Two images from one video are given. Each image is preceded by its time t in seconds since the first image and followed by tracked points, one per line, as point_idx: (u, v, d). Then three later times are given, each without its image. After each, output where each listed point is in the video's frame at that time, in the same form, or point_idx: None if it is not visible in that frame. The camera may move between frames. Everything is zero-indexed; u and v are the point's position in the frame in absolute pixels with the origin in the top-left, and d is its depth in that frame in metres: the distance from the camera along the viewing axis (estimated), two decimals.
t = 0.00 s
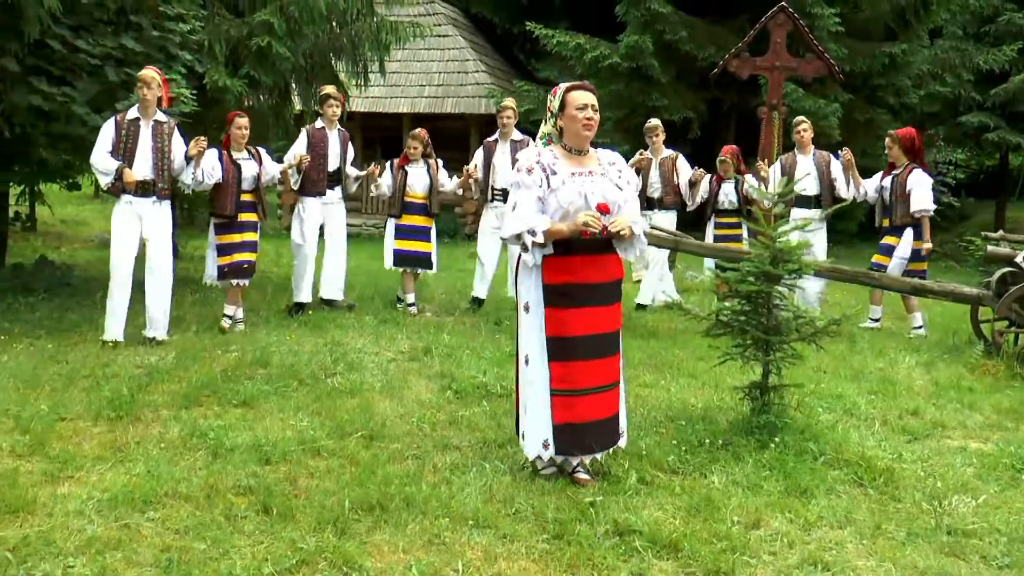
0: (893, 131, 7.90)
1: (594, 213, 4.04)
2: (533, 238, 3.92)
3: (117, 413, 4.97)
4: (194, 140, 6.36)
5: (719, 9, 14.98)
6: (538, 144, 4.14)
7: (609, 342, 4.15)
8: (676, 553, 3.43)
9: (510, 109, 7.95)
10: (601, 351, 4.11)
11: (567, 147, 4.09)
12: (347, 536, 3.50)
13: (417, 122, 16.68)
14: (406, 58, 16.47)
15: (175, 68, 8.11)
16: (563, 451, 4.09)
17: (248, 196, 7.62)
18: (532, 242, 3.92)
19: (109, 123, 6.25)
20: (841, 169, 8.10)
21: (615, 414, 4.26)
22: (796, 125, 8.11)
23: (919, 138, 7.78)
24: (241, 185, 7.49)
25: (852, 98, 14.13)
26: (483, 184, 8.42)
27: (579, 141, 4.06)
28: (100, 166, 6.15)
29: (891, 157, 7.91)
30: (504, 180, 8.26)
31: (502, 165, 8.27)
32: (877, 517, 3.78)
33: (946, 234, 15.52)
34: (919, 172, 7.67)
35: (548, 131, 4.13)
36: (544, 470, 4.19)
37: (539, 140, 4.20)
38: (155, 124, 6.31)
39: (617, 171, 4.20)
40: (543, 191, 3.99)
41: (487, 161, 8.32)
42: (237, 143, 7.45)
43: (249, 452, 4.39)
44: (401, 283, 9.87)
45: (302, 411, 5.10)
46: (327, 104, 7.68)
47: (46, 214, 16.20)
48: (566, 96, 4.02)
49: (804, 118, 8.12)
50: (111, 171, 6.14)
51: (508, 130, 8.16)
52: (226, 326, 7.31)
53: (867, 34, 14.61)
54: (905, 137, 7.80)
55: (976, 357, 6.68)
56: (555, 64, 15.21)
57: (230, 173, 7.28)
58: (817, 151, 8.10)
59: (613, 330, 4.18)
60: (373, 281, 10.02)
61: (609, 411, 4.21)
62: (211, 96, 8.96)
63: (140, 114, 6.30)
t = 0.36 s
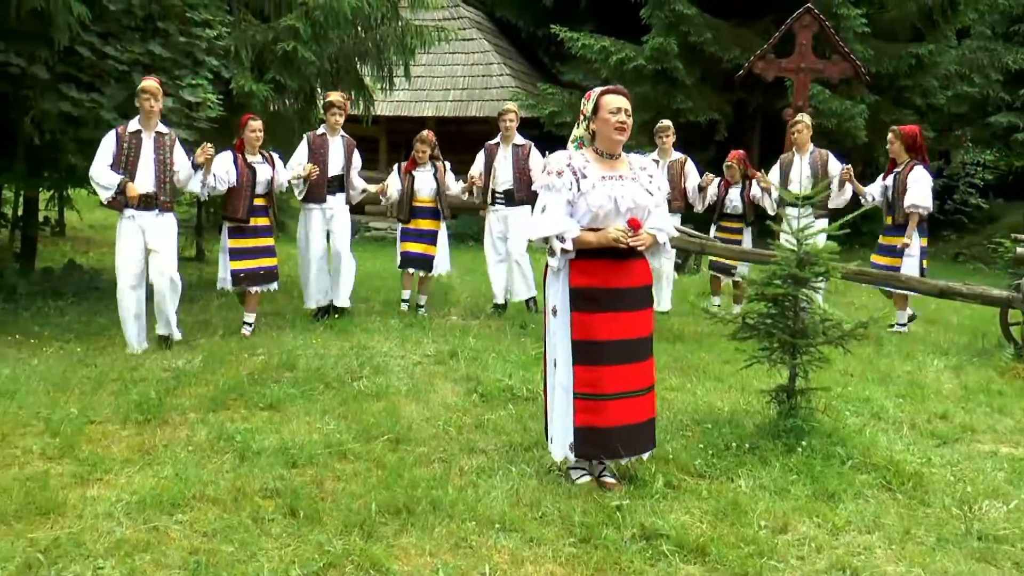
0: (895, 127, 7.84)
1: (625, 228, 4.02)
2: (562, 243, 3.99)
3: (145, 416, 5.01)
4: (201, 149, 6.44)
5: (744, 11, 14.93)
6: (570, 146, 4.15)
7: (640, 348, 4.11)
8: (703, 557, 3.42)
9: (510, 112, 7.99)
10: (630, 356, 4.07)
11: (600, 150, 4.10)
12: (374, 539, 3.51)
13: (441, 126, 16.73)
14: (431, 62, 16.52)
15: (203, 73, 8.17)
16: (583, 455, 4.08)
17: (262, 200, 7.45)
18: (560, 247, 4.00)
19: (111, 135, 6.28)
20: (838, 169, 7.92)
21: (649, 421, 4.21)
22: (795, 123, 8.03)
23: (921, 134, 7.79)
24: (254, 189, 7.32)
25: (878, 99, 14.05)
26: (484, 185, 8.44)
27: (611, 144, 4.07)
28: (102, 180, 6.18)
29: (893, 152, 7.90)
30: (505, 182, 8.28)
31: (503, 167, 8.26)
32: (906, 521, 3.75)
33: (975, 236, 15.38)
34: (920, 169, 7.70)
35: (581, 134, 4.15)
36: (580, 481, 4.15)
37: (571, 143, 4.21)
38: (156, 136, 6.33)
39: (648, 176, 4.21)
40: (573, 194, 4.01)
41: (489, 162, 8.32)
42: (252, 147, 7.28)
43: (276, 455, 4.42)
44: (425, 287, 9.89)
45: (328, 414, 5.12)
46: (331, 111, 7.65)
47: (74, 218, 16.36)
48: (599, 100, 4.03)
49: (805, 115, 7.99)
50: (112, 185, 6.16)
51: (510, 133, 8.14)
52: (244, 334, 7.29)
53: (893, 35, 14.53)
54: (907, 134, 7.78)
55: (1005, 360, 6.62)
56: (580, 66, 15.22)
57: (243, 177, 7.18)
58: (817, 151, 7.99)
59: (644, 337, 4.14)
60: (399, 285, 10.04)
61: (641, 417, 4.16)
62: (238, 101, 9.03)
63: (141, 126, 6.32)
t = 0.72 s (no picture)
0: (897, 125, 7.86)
1: (641, 226, 4.02)
2: (580, 241, 3.99)
3: (172, 419, 5.04)
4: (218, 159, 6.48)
5: (768, 12, 14.87)
6: (584, 145, 4.15)
7: (655, 346, 4.12)
8: (730, 562, 3.41)
9: (526, 113, 7.95)
10: (646, 354, 4.08)
11: (616, 148, 4.11)
12: (401, 542, 3.52)
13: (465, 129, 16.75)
14: (455, 65, 16.56)
15: (228, 78, 8.22)
16: (602, 453, 4.08)
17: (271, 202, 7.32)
18: (578, 245, 3.99)
19: (126, 139, 6.28)
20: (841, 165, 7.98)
21: (662, 419, 4.21)
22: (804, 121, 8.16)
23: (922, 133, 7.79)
24: (264, 191, 7.19)
25: (904, 100, 13.96)
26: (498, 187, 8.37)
27: (628, 143, 4.07)
28: (117, 184, 6.17)
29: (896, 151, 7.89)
30: (519, 184, 8.21)
31: (517, 170, 8.22)
32: (935, 527, 3.72)
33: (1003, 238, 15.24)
34: (921, 167, 7.65)
35: (596, 132, 4.15)
36: (574, 472, 4.26)
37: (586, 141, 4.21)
38: (172, 140, 6.38)
39: (664, 174, 4.21)
40: (591, 192, 4.02)
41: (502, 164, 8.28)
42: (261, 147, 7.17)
43: (303, 458, 4.44)
44: (450, 291, 9.90)
45: (353, 417, 5.14)
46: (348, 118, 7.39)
47: (102, 223, 16.52)
48: (614, 99, 4.03)
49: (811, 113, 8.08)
50: (128, 188, 6.17)
51: (524, 135, 8.11)
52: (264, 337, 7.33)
53: (919, 35, 14.44)
54: (909, 132, 7.79)
55: None
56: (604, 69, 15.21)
57: (254, 179, 7.06)
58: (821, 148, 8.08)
59: (660, 335, 4.15)
60: (423, 289, 10.06)
61: (655, 415, 4.16)
62: (264, 105, 9.08)
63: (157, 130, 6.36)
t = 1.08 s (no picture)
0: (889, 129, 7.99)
1: (645, 232, 4.04)
2: (585, 247, 4.00)
3: (195, 423, 5.07)
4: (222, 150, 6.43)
5: (790, 14, 14.82)
6: (585, 149, 4.16)
7: (659, 348, 4.16)
8: (753, 567, 3.40)
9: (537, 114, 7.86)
10: (650, 357, 4.11)
11: (618, 153, 4.13)
12: (424, 546, 3.53)
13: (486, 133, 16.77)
14: (476, 69, 16.59)
15: (250, 83, 8.27)
16: (609, 456, 4.09)
17: (272, 207, 7.29)
18: (583, 251, 4.00)
19: (133, 139, 6.16)
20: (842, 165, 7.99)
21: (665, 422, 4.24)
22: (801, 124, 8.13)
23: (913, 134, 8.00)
24: (264, 196, 7.17)
25: (927, 102, 13.87)
26: (506, 188, 8.28)
27: (629, 147, 4.09)
28: (129, 186, 6.06)
29: (890, 155, 8.05)
30: (530, 186, 8.16)
31: (527, 171, 8.12)
32: (960, 532, 3.70)
33: None
34: (925, 169, 7.88)
35: (597, 136, 4.16)
36: (597, 479, 4.24)
37: (585, 145, 4.22)
38: (182, 137, 6.29)
39: (665, 178, 4.23)
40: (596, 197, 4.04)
41: (511, 165, 8.14)
42: (265, 150, 7.20)
43: (326, 462, 4.45)
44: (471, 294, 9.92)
45: (376, 421, 5.15)
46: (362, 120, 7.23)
47: (126, 228, 16.65)
48: (618, 103, 4.05)
49: (806, 114, 8.07)
50: (140, 188, 6.07)
51: (534, 136, 8.05)
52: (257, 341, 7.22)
53: (942, 36, 14.36)
54: (902, 135, 7.94)
55: None
56: (624, 72, 15.20)
57: (253, 182, 7.04)
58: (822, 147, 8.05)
59: (663, 338, 4.18)
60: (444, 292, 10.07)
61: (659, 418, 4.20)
62: (285, 110, 9.13)
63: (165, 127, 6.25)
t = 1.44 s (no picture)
0: (879, 132, 8.09)
1: (644, 238, 4.04)
2: (584, 253, 4.01)
3: (201, 430, 5.08)
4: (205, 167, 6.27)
5: (796, 19, 14.82)
6: (585, 155, 4.17)
7: (657, 353, 4.15)
8: (759, 573, 3.39)
9: (520, 122, 7.94)
10: (649, 362, 4.11)
11: (616, 159, 4.14)
12: (430, 553, 3.53)
13: (492, 139, 16.79)
14: (482, 76, 16.62)
15: (257, 90, 8.30)
16: (605, 461, 4.10)
17: (268, 218, 7.09)
18: (582, 257, 4.01)
19: (115, 146, 6.20)
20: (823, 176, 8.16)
21: (667, 426, 4.23)
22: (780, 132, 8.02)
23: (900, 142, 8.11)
24: (258, 207, 6.98)
25: (934, 108, 13.86)
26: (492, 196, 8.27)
27: (628, 153, 4.10)
28: (111, 193, 6.11)
29: (876, 157, 8.13)
30: (515, 194, 8.15)
31: (512, 178, 8.13)
32: (969, 539, 3.68)
33: None
34: (907, 176, 7.98)
35: (596, 142, 4.18)
36: (605, 484, 4.22)
37: (585, 151, 4.23)
38: (164, 144, 6.34)
39: (664, 184, 4.23)
40: (593, 203, 4.04)
41: (496, 173, 8.11)
42: (260, 162, 6.99)
43: (332, 468, 4.45)
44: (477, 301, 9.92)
45: (382, 428, 5.16)
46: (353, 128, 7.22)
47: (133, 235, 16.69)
48: (617, 109, 4.06)
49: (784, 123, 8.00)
50: (121, 196, 6.12)
51: (518, 144, 8.11)
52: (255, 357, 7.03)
53: (948, 41, 14.34)
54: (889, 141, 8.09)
55: None
56: (630, 78, 15.21)
57: (247, 193, 6.86)
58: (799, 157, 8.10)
59: (661, 342, 4.18)
60: (450, 298, 10.07)
61: (659, 422, 4.19)
62: (292, 117, 9.15)
63: (148, 135, 6.31)
